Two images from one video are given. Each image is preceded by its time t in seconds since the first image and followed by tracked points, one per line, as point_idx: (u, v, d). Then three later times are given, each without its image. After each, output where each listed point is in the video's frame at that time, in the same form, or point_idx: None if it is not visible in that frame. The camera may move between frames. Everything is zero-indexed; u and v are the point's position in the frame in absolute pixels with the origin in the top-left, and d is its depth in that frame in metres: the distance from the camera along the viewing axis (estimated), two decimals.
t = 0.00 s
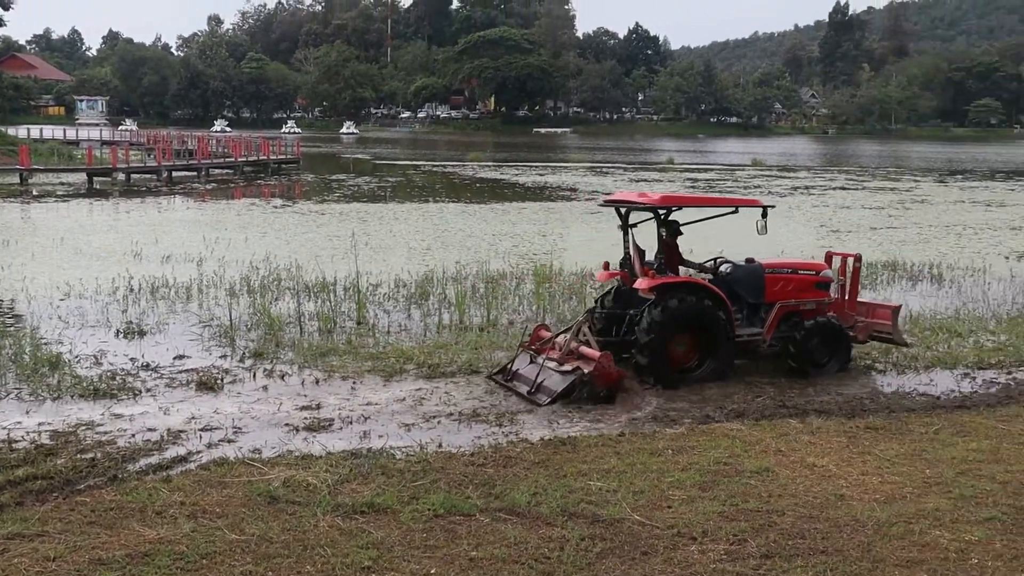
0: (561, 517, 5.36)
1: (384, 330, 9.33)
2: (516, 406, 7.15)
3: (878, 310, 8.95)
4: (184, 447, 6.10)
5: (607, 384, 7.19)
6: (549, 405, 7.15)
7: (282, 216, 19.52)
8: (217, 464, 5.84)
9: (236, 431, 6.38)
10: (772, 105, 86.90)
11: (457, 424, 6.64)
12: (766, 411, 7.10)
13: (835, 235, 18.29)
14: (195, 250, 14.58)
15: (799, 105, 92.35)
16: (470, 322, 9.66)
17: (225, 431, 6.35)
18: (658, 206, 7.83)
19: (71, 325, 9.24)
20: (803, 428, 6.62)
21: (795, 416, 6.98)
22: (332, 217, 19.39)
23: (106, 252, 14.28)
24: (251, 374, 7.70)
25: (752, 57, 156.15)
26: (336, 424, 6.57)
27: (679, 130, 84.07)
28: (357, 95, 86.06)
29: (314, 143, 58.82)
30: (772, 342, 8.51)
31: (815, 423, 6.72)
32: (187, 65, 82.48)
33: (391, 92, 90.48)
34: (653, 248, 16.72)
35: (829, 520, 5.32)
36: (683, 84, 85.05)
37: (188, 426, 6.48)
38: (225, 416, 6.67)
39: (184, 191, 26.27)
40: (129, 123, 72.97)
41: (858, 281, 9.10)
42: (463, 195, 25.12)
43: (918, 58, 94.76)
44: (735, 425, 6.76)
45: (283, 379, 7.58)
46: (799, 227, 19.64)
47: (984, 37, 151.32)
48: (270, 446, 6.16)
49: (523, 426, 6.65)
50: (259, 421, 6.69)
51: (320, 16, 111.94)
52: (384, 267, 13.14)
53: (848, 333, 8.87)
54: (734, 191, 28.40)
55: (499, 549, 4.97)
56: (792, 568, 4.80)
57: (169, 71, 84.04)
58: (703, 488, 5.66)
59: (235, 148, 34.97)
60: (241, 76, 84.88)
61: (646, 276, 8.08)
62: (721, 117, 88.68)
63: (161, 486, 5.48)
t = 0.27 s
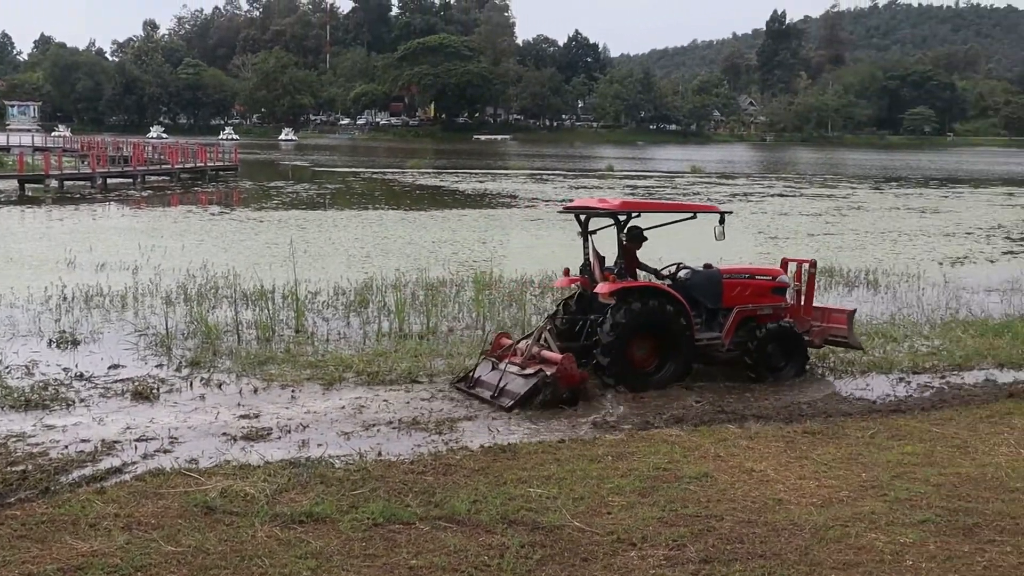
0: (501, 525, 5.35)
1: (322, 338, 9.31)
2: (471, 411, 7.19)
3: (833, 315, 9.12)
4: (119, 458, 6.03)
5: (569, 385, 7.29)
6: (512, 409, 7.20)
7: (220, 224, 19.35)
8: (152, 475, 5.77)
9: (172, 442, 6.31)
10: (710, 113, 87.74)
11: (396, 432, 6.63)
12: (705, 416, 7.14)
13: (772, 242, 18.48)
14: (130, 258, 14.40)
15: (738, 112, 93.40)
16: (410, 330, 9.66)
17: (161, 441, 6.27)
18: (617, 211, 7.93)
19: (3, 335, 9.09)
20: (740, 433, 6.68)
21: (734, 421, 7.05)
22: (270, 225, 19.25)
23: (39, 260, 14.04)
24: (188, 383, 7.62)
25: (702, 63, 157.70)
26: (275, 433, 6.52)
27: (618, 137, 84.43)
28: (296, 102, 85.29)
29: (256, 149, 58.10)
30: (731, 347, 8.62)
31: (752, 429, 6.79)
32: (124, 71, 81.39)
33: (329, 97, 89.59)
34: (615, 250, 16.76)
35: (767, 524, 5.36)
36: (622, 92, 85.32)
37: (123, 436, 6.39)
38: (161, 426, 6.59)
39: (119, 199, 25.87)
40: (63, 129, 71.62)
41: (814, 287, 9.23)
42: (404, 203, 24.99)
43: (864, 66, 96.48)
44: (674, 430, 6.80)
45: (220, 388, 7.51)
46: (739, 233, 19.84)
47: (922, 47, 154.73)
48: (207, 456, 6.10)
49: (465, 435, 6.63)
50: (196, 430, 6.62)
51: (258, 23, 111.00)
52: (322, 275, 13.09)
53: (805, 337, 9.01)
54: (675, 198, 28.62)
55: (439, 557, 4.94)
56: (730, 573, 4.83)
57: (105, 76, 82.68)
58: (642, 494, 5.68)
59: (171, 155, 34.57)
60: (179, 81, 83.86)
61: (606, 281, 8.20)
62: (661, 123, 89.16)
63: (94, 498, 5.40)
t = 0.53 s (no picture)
0: (460, 530, 5.33)
1: (279, 343, 9.29)
2: (440, 415, 7.21)
3: (806, 317, 9.20)
4: (73, 467, 5.97)
5: (548, 386, 7.39)
6: (491, 410, 7.28)
7: (175, 229, 19.22)
8: (108, 483, 5.72)
9: (128, 449, 6.26)
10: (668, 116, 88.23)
11: (355, 438, 6.60)
12: (664, 419, 7.17)
13: (729, 245, 18.55)
14: (84, 264, 14.27)
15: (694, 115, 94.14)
16: (368, 335, 9.66)
17: (116, 449, 6.22)
18: (596, 215, 7.98)
19: None
20: (699, 436, 6.70)
21: (692, 424, 7.07)
22: (226, 230, 19.16)
23: None
24: (143, 390, 7.57)
25: (667, 65, 158.88)
26: (232, 440, 6.48)
27: (576, 141, 84.29)
28: (252, 107, 84.60)
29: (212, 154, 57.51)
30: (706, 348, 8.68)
31: (711, 431, 6.82)
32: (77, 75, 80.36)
33: (288, 102, 88.94)
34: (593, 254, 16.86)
35: (726, 527, 5.37)
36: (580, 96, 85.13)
37: (78, 445, 6.33)
38: (116, 434, 6.53)
39: (73, 204, 25.66)
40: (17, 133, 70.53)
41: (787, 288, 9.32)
42: (362, 207, 24.91)
43: (822, 70, 97.77)
44: (633, 433, 6.82)
45: (176, 395, 7.46)
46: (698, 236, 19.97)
47: (873, 51, 157.01)
48: (163, 464, 6.06)
49: (426, 440, 6.62)
50: (152, 438, 6.56)
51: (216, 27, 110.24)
52: (279, 280, 13.06)
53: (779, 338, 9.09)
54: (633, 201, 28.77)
55: (397, 563, 4.91)
56: None
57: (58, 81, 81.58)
58: (601, 497, 5.69)
59: (125, 160, 34.32)
60: (133, 86, 82.98)
61: (583, 284, 8.26)
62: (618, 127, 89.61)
63: (48, 508, 5.33)
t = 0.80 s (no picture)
0: (414, 534, 5.30)
1: (230, 349, 9.26)
2: (403, 418, 7.21)
3: (777, 317, 9.32)
4: (19, 476, 5.88)
5: (524, 387, 7.52)
6: (469, 412, 7.38)
7: (124, 234, 19.00)
8: (55, 492, 5.65)
9: (75, 457, 6.19)
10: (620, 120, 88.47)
11: (308, 443, 6.57)
12: (617, 421, 7.19)
13: (682, 247, 18.64)
14: (30, 270, 14.07)
15: (646, 118, 94.49)
16: (320, 340, 9.64)
17: (64, 458, 6.15)
18: (570, 217, 8.02)
19: None
20: (652, 438, 6.73)
21: (645, 425, 7.11)
22: (176, 234, 18.98)
23: None
24: (92, 397, 7.49)
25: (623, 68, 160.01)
26: (183, 447, 6.42)
27: (528, 144, 84.31)
28: (203, 110, 83.82)
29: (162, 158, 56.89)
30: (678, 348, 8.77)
31: (664, 433, 6.85)
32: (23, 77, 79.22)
33: (238, 105, 88.25)
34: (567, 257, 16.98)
35: (678, 528, 5.37)
36: (533, 99, 84.77)
37: (22, 454, 6.23)
38: (62, 442, 6.45)
39: (17, 208, 25.32)
40: None
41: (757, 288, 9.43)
42: (314, 211, 24.77)
43: (773, 73, 99.34)
44: (586, 436, 6.85)
45: (125, 402, 7.39)
46: (652, 239, 20.09)
47: (824, 55, 159.14)
48: (113, 471, 5.99)
49: (379, 445, 6.59)
50: (100, 445, 6.49)
51: (166, 29, 109.06)
52: (230, 285, 12.99)
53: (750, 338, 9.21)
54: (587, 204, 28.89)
55: (351, 569, 4.86)
56: None
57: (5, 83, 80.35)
58: (555, 500, 5.68)
59: (72, 164, 33.82)
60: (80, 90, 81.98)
61: (557, 285, 8.30)
62: (571, 129, 89.64)
63: None
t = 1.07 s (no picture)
0: (370, 538, 5.26)
1: (184, 353, 9.22)
2: (364, 422, 7.19)
3: (749, 317, 9.38)
4: None
5: (502, 391, 7.60)
6: (449, 415, 7.44)
7: (76, 238, 18.78)
8: (5, 500, 5.57)
9: (25, 465, 6.12)
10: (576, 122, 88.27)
11: (263, 448, 6.53)
12: (575, 423, 7.20)
13: (638, 250, 18.72)
14: None
15: (603, 120, 94.55)
16: (275, 344, 9.63)
17: (14, 466, 6.07)
18: (546, 220, 8.08)
19: None
20: (609, 440, 6.76)
21: (603, 427, 7.12)
22: (129, 238, 18.82)
23: None
24: (43, 403, 7.41)
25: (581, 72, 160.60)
26: (136, 453, 6.37)
27: (486, 147, 84.28)
28: (156, 113, 82.97)
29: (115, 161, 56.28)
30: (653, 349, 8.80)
31: (621, 435, 6.88)
32: None
33: (191, 108, 87.10)
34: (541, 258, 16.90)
35: (636, 530, 5.36)
36: (489, 102, 84.55)
37: None
38: (13, 450, 6.37)
39: None
40: None
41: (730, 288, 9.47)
42: (270, 214, 24.64)
43: (730, 75, 99.96)
44: (543, 439, 6.86)
45: (76, 408, 7.32)
46: (609, 242, 20.17)
47: (782, 58, 160.56)
48: (63, 478, 5.93)
49: (336, 450, 6.56)
50: (51, 451, 6.41)
51: (120, 29, 107.62)
52: (184, 289, 12.91)
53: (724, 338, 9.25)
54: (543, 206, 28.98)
55: None
56: None
57: None
58: (512, 503, 5.67)
59: (23, 167, 33.38)
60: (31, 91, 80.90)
61: (533, 288, 8.32)
62: (527, 133, 89.35)
63: None
